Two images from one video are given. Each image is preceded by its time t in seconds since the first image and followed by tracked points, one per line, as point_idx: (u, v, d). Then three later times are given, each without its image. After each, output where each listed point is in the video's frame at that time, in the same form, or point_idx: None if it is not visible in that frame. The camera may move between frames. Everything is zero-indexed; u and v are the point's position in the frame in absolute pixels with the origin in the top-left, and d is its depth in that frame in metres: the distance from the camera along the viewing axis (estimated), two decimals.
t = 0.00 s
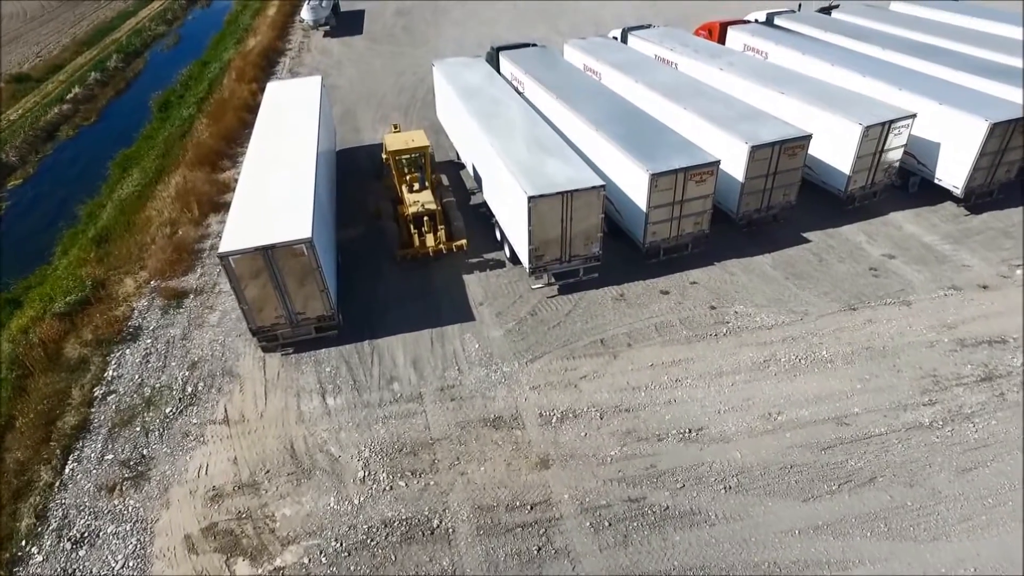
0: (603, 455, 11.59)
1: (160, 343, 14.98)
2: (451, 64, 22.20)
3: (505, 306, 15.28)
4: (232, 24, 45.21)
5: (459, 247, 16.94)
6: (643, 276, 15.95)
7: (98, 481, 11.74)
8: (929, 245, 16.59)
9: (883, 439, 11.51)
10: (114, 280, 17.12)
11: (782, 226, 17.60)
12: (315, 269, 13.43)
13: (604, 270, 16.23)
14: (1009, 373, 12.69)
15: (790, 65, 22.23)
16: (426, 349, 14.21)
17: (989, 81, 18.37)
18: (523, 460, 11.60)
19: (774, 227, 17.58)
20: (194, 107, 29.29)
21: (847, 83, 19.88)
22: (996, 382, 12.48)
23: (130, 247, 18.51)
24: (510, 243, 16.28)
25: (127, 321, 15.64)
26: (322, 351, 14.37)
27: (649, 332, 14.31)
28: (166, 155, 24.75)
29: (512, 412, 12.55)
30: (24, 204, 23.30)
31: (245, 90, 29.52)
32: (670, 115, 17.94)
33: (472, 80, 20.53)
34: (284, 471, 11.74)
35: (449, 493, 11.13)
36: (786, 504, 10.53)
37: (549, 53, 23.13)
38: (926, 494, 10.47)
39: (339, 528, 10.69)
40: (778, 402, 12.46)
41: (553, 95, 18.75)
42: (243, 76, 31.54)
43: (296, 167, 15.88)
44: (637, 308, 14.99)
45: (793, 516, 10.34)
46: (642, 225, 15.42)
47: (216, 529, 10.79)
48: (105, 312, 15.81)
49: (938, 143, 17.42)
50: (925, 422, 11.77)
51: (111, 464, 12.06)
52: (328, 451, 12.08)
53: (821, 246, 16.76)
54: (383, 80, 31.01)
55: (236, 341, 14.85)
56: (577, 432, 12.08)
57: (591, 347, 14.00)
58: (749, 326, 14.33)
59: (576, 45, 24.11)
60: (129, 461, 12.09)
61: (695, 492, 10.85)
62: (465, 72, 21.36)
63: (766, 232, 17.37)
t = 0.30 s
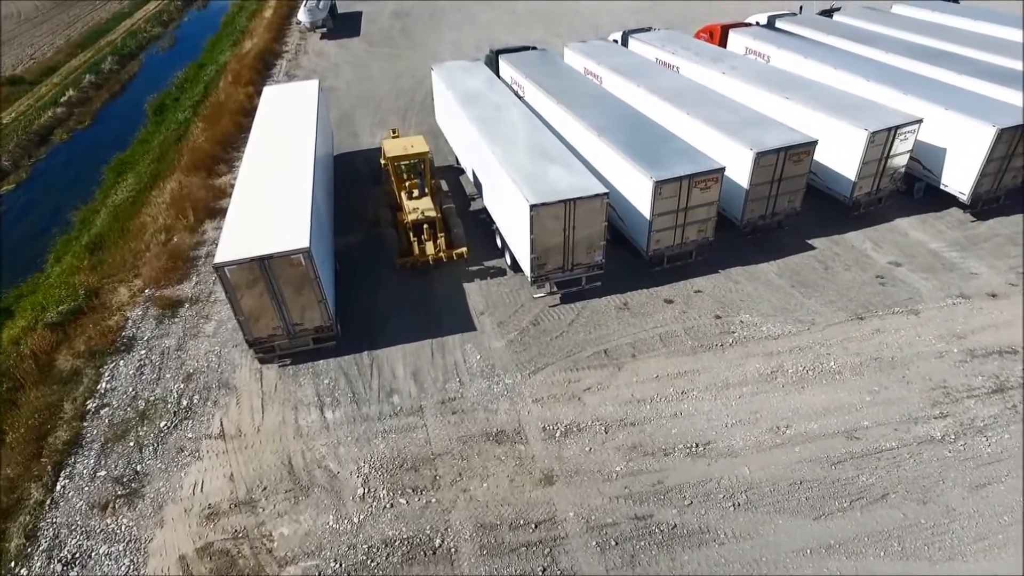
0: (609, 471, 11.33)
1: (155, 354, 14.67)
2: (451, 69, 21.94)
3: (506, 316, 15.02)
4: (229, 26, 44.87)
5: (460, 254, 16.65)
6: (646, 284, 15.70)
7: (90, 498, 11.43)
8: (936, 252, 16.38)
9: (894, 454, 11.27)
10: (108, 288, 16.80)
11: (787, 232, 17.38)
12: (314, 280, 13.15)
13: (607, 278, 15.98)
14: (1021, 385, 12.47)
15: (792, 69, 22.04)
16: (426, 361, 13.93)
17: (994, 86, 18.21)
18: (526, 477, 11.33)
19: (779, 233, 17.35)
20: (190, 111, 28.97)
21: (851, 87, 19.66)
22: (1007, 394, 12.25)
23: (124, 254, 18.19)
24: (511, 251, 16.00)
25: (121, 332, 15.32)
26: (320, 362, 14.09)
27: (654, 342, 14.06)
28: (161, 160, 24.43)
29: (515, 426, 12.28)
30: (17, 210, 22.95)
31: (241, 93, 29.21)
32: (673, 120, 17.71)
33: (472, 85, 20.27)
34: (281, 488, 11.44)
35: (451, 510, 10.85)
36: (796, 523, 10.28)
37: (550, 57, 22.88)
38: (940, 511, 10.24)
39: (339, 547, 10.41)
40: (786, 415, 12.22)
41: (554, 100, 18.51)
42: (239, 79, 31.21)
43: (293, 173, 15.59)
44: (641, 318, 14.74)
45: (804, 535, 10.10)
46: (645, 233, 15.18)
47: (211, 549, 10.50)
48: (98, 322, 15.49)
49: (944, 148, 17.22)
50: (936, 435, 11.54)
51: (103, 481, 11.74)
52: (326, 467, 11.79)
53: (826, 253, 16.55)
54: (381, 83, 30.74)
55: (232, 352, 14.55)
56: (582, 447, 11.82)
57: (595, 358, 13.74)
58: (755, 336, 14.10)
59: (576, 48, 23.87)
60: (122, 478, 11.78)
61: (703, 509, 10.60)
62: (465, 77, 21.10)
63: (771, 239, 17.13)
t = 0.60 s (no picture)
0: (614, 488, 11.05)
1: (148, 366, 14.35)
2: (450, 72, 21.67)
3: (508, 325, 14.75)
4: (225, 28, 44.57)
5: (460, 262, 16.36)
6: (651, 293, 15.43)
7: (81, 517, 11.11)
8: (943, 259, 16.13)
9: (906, 469, 11.01)
10: (101, 297, 16.47)
11: (792, 239, 17.12)
12: (311, 290, 12.86)
13: (610, 286, 15.70)
14: None
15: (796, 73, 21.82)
16: (426, 372, 13.65)
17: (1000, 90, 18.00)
18: (529, 494, 11.04)
19: (784, 240, 17.10)
20: (186, 115, 28.64)
21: (855, 91, 19.43)
22: (1021, 407, 11.99)
23: (118, 262, 17.86)
24: (513, 258, 15.71)
25: (114, 342, 15.00)
26: (318, 373, 13.80)
27: (659, 353, 13.78)
28: (157, 164, 24.11)
29: (517, 441, 12.00)
30: (10, 216, 22.61)
31: (237, 97, 28.90)
32: (676, 125, 17.45)
33: (472, 89, 19.98)
34: (278, 506, 11.14)
35: (453, 529, 10.56)
36: (808, 542, 10.01)
37: (550, 60, 22.59)
38: (955, 530, 9.98)
39: (337, 568, 10.11)
40: (795, 429, 11.95)
41: (555, 105, 18.24)
42: (236, 81, 30.89)
43: (290, 180, 15.31)
44: (645, 327, 14.47)
45: (816, 554, 9.83)
46: (649, 241, 14.91)
47: (206, 570, 10.19)
48: (91, 332, 15.16)
49: (951, 153, 16.99)
50: (949, 450, 11.28)
51: (95, 499, 11.42)
52: (324, 483, 11.50)
53: (833, 261, 16.30)
54: (379, 86, 30.45)
55: (228, 364, 14.25)
56: (586, 462, 11.54)
57: (599, 370, 13.45)
58: (761, 346, 13.84)
59: (576, 51, 23.60)
60: (115, 495, 11.46)
61: (711, 528, 10.32)
62: (464, 80, 20.80)
63: (775, 246, 16.87)
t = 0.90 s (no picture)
0: (619, 506, 10.77)
1: (141, 378, 14.02)
2: (448, 76, 21.37)
3: (509, 336, 14.47)
4: (222, 30, 44.26)
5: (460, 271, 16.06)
6: (654, 302, 15.15)
7: (70, 538, 10.78)
8: (951, 267, 15.88)
9: (918, 487, 10.74)
10: (93, 307, 16.14)
11: (797, 247, 16.85)
12: (307, 302, 12.55)
13: (612, 296, 15.41)
14: None
15: (799, 77, 21.59)
16: (425, 385, 13.35)
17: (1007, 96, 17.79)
18: (532, 513, 10.74)
19: (788, 248, 16.83)
20: (181, 118, 28.32)
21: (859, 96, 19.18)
22: None
23: (111, 271, 17.52)
24: (513, 266, 15.42)
25: (106, 354, 14.67)
26: (314, 387, 13.48)
27: (664, 366, 13.49)
28: (151, 169, 23.79)
29: (519, 457, 11.70)
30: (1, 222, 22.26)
31: (234, 100, 28.58)
32: (679, 131, 17.18)
33: (471, 94, 19.68)
34: (273, 526, 10.83)
35: (453, 550, 10.26)
36: (819, 563, 9.73)
37: (550, 64, 22.29)
38: (970, 551, 9.72)
39: None
40: (803, 444, 11.67)
41: (556, 110, 17.96)
42: (232, 85, 30.56)
43: (287, 188, 15.00)
44: (648, 338, 14.19)
45: None
46: (653, 249, 14.63)
47: None
48: (82, 343, 14.83)
49: (957, 160, 16.75)
50: (962, 466, 11.01)
51: (85, 518, 11.09)
52: (321, 502, 11.19)
53: (839, 269, 16.04)
54: (377, 89, 30.14)
55: (222, 377, 13.92)
56: (590, 479, 11.25)
57: (602, 383, 13.16)
58: (768, 358, 13.57)
59: (577, 55, 23.33)
60: (105, 515, 11.13)
61: (720, 548, 10.03)
62: (463, 85, 20.50)
63: (780, 254, 16.61)
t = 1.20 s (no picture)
0: (624, 528, 10.45)
1: (133, 392, 13.66)
2: (447, 80, 21.06)
3: (509, 348, 14.15)
4: (218, 31, 43.90)
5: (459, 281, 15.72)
6: (657, 313, 14.83)
7: (57, 561, 10.43)
8: (959, 276, 15.60)
9: (932, 507, 10.43)
10: (84, 317, 15.79)
11: (802, 255, 16.56)
12: (303, 316, 12.21)
13: (615, 306, 15.09)
14: None
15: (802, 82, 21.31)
16: (424, 400, 13.02)
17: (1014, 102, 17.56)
18: (534, 534, 10.41)
19: (794, 256, 16.54)
20: (176, 122, 27.96)
21: (864, 102, 18.90)
22: None
23: (103, 279, 17.17)
24: (514, 276, 15.07)
25: (97, 366, 14.32)
26: (311, 401, 13.14)
27: (668, 379, 13.19)
28: (145, 174, 23.44)
29: (521, 475, 11.38)
30: None
31: (229, 104, 28.23)
32: (682, 138, 16.87)
33: (470, 99, 19.34)
34: (267, 548, 10.50)
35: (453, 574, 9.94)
36: None
37: (550, 68, 21.97)
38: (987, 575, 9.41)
39: None
40: (812, 461, 11.36)
41: (557, 116, 17.65)
42: (228, 88, 30.21)
43: (282, 196, 14.68)
44: (652, 350, 13.88)
45: None
46: (656, 259, 14.32)
47: None
48: (72, 355, 14.48)
49: (965, 167, 16.49)
50: (976, 485, 10.72)
51: (72, 540, 10.74)
52: (317, 522, 10.86)
53: (845, 278, 15.76)
54: (374, 93, 29.80)
55: (216, 390, 13.58)
56: (594, 499, 10.93)
57: (605, 397, 12.84)
58: (775, 371, 13.27)
59: (577, 58, 23.00)
60: (94, 536, 10.78)
61: (728, 572, 9.72)
62: (462, 90, 20.17)
63: (785, 262, 16.31)
